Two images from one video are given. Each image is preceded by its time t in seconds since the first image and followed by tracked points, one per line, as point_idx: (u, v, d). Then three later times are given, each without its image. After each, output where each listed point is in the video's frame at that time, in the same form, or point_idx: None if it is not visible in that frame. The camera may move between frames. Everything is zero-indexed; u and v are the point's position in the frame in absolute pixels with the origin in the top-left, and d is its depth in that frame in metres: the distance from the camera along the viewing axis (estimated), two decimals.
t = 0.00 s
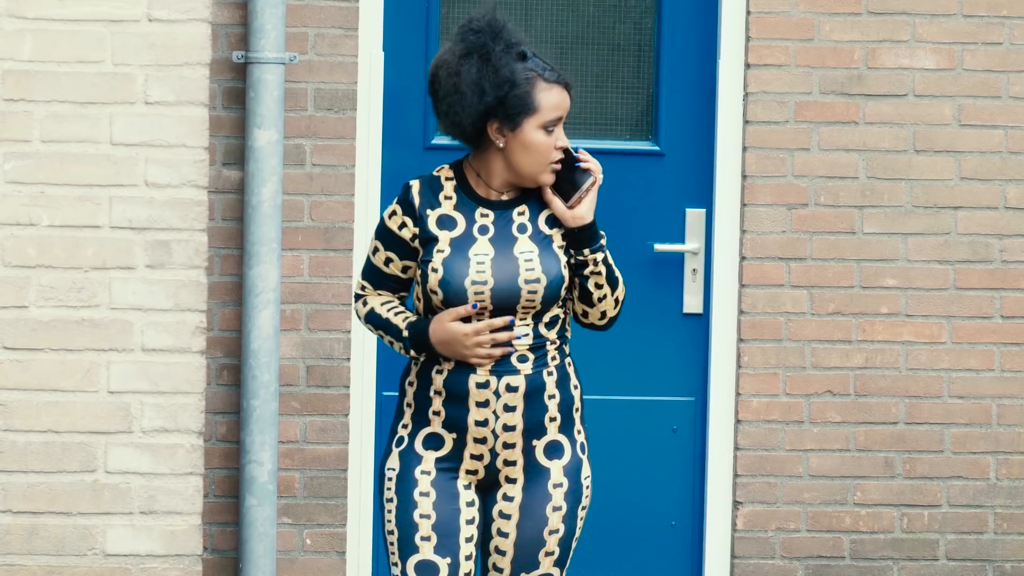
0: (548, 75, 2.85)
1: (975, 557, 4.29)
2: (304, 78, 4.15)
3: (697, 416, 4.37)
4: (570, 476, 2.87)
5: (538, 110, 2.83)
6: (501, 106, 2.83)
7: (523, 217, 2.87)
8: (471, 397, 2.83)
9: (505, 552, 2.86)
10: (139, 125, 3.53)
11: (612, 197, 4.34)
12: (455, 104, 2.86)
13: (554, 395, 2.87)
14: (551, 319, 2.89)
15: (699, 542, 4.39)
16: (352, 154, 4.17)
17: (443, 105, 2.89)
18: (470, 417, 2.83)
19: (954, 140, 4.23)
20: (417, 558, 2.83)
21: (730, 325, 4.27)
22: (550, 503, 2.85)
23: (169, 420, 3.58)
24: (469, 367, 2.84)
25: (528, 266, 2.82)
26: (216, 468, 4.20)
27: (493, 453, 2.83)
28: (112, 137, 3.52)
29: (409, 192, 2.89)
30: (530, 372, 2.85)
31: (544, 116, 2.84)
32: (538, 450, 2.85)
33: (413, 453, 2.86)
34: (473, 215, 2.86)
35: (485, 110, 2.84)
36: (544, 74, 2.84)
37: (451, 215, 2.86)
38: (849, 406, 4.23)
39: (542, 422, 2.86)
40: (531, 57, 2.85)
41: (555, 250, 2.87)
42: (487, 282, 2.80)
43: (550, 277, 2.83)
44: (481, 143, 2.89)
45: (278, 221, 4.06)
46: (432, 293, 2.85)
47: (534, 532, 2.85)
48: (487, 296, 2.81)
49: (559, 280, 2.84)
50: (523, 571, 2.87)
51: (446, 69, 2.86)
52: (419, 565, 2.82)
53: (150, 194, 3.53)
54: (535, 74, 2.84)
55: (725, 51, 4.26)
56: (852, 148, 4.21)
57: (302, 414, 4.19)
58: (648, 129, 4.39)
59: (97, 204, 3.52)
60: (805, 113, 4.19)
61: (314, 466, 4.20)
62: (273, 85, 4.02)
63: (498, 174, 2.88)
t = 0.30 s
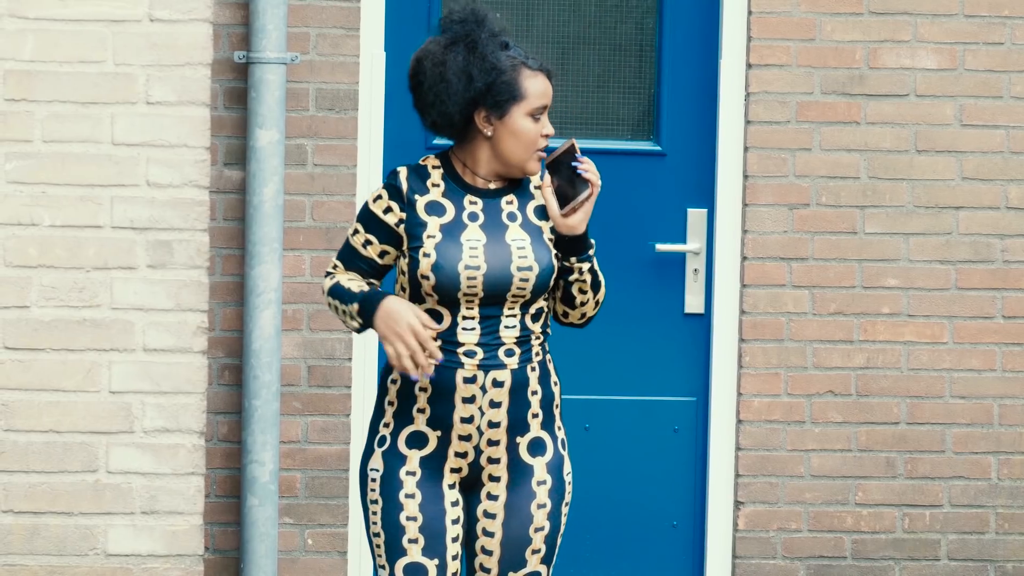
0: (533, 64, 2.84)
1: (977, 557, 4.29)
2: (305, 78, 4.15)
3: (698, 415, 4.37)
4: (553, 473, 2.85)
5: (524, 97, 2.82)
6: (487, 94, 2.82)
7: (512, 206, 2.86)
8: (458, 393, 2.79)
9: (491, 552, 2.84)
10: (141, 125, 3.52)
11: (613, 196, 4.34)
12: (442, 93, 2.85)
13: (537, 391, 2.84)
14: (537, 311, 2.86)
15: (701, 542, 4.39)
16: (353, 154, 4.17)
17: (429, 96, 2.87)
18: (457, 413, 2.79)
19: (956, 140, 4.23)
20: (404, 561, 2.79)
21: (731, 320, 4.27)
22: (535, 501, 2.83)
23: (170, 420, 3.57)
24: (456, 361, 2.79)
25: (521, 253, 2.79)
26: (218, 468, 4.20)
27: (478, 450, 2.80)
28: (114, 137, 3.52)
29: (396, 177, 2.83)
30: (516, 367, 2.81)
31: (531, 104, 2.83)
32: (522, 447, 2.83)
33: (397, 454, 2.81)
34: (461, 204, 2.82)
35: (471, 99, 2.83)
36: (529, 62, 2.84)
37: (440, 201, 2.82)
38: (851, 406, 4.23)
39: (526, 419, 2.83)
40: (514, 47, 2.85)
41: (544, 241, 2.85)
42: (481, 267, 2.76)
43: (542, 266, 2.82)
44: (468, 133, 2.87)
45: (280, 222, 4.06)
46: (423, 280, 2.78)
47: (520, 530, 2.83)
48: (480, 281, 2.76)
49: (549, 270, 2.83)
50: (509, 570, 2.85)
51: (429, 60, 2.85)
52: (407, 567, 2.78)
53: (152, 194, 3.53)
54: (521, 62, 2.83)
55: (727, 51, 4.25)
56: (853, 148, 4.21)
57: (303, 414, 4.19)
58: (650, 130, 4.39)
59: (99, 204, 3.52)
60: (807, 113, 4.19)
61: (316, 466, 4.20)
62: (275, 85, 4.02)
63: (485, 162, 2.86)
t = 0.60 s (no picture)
0: (520, 62, 2.87)
1: (979, 557, 4.30)
2: (308, 78, 4.15)
3: (701, 415, 4.37)
4: (539, 470, 2.88)
5: (511, 93, 2.84)
6: (474, 89, 2.85)
7: (498, 199, 2.88)
8: (442, 389, 2.81)
9: (481, 553, 2.86)
10: (144, 125, 3.53)
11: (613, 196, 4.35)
12: (430, 88, 2.87)
13: (520, 388, 2.87)
14: (521, 306, 2.89)
15: (703, 541, 4.39)
16: (356, 154, 4.17)
17: (417, 91, 2.90)
18: (441, 411, 2.81)
19: (958, 140, 4.23)
20: (390, 564, 2.83)
21: (733, 314, 4.26)
22: (521, 499, 2.86)
23: (173, 420, 3.57)
24: (441, 358, 2.81)
25: (507, 246, 2.82)
26: (220, 468, 4.20)
27: (461, 448, 2.83)
28: (116, 137, 3.52)
29: (382, 166, 2.86)
30: (499, 363, 2.84)
31: (518, 100, 2.86)
32: (507, 444, 2.85)
33: (380, 457, 2.83)
34: (447, 197, 2.84)
35: (459, 94, 2.86)
36: (517, 60, 2.87)
37: (425, 192, 2.84)
38: (853, 406, 4.23)
39: (509, 415, 2.85)
40: (501, 44, 2.88)
41: (530, 234, 2.87)
42: (467, 258, 2.78)
43: (527, 259, 2.84)
44: (455, 128, 2.90)
45: (282, 221, 4.07)
46: (408, 270, 2.79)
47: (510, 529, 2.86)
48: (466, 272, 2.78)
49: (535, 263, 2.85)
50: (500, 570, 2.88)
51: (417, 54, 2.88)
52: (393, 570, 2.83)
53: (155, 194, 3.54)
54: (508, 59, 2.86)
55: (729, 51, 4.26)
56: (855, 148, 4.21)
57: (306, 414, 4.19)
58: (652, 130, 4.39)
59: (101, 203, 3.52)
60: (808, 113, 4.19)
61: (318, 466, 4.20)
62: (277, 86, 4.03)
63: (471, 157, 2.88)
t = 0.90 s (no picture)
0: (507, 58, 2.91)
1: (982, 557, 4.30)
2: (310, 78, 4.15)
3: (704, 414, 4.37)
4: (525, 468, 2.88)
5: (498, 89, 2.88)
6: (463, 86, 2.87)
7: (486, 196, 2.89)
8: (428, 387, 2.82)
9: (469, 551, 2.87)
10: (147, 125, 3.27)
11: (613, 195, 4.35)
12: (417, 85, 2.88)
13: (505, 386, 2.88)
14: (506, 304, 2.91)
15: (707, 541, 4.40)
16: (358, 154, 4.17)
17: (403, 90, 2.91)
18: (426, 409, 2.82)
19: (962, 140, 4.23)
20: (377, 565, 2.83)
21: (736, 317, 4.28)
22: (508, 497, 2.86)
23: (175, 421, 3.31)
24: (427, 355, 2.82)
25: (494, 243, 2.84)
26: (223, 468, 4.20)
27: (448, 446, 2.83)
28: (119, 137, 3.27)
29: (372, 158, 2.88)
30: (485, 360, 2.86)
31: (505, 96, 2.89)
32: (492, 442, 2.86)
33: (365, 457, 2.83)
34: (435, 191, 2.87)
35: (447, 91, 2.88)
36: (503, 55, 2.90)
37: (413, 185, 2.86)
38: (856, 406, 4.23)
39: (494, 413, 2.86)
40: (487, 40, 2.91)
41: (518, 232, 2.89)
42: (453, 253, 2.80)
43: (514, 256, 2.85)
44: (442, 124, 2.92)
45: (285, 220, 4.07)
46: (395, 264, 2.81)
47: (495, 526, 2.86)
48: (452, 267, 2.80)
49: (523, 261, 2.87)
50: (488, 569, 2.88)
51: (402, 51, 2.89)
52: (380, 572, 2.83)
53: (157, 195, 3.27)
54: (495, 54, 2.89)
55: (732, 50, 4.26)
56: (859, 148, 4.21)
57: (309, 414, 4.19)
58: (655, 129, 4.39)
59: (104, 204, 3.26)
60: (812, 113, 4.19)
61: (321, 466, 4.20)
62: (280, 85, 4.03)
63: (459, 154, 2.90)
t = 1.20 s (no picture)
0: (502, 58, 2.92)
1: (986, 557, 4.29)
2: (314, 78, 4.15)
3: (707, 415, 4.37)
4: (520, 466, 2.89)
5: (494, 88, 2.89)
6: (459, 85, 2.88)
7: (481, 199, 2.90)
8: (425, 389, 2.82)
9: (461, 549, 2.87)
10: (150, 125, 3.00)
11: (615, 195, 4.35)
12: (413, 84, 2.89)
13: (502, 386, 2.89)
14: (504, 305, 2.91)
15: (710, 541, 4.39)
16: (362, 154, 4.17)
17: (400, 90, 2.92)
18: (424, 410, 2.83)
19: (965, 140, 4.23)
20: (375, 564, 2.84)
21: (740, 317, 4.28)
22: (501, 494, 2.87)
23: (179, 421, 3.04)
24: (424, 357, 2.83)
25: (490, 246, 2.84)
26: (227, 468, 4.20)
27: (445, 447, 2.84)
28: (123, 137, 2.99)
29: (366, 160, 2.88)
30: (481, 362, 2.86)
31: (500, 95, 2.90)
32: (489, 441, 2.87)
33: (363, 457, 2.84)
34: (432, 194, 2.87)
35: (443, 90, 2.89)
36: (498, 55, 2.92)
37: (408, 189, 2.87)
38: (860, 406, 4.23)
39: (492, 413, 2.87)
40: (483, 39, 2.92)
41: (514, 234, 2.89)
42: (450, 257, 2.80)
43: (511, 259, 2.86)
44: (438, 124, 2.92)
45: (289, 220, 4.08)
46: (391, 268, 2.81)
47: (486, 525, 2.86)
48: (448, 270, 2.81)
49: (519, 263, 2.88)
50: (480, 567, 2.87)
51: (397, 51, 2.90)
52: (378, 571, 2.84)
53: (161, 195, 3.00)
54: (490, 54, 2.90)
55: (735, 49, 4.26)
56: (862, 148, 4.21)
57: (312, 414, 4.19)
58: (658, 130, 4.39)
59: (108, 204, 2.99)
60: (816, 113, 4.19)
61: (324, 466, 4.20)
62: (284, 86, 4.03)
63: (455, 154, 2.90)
